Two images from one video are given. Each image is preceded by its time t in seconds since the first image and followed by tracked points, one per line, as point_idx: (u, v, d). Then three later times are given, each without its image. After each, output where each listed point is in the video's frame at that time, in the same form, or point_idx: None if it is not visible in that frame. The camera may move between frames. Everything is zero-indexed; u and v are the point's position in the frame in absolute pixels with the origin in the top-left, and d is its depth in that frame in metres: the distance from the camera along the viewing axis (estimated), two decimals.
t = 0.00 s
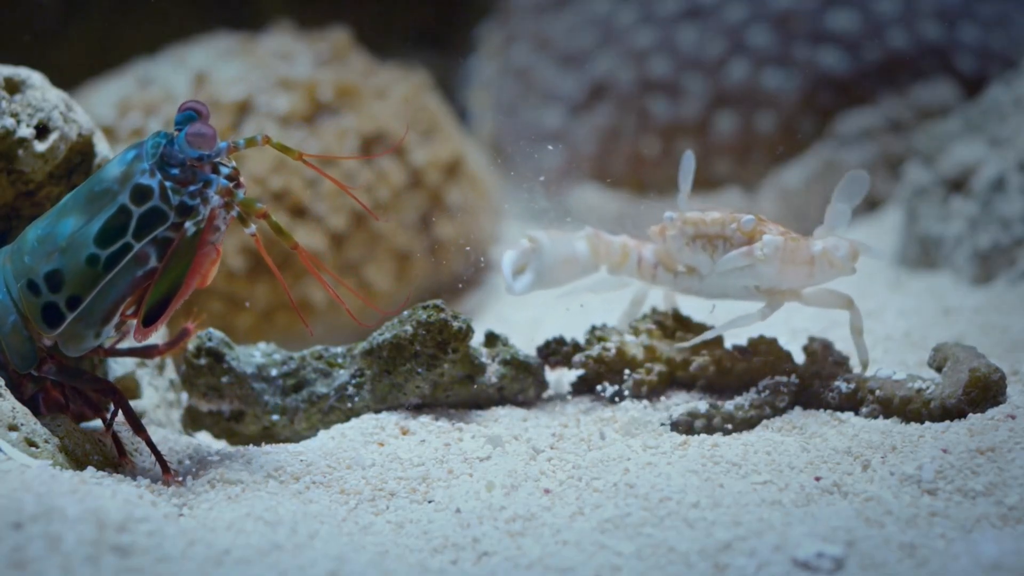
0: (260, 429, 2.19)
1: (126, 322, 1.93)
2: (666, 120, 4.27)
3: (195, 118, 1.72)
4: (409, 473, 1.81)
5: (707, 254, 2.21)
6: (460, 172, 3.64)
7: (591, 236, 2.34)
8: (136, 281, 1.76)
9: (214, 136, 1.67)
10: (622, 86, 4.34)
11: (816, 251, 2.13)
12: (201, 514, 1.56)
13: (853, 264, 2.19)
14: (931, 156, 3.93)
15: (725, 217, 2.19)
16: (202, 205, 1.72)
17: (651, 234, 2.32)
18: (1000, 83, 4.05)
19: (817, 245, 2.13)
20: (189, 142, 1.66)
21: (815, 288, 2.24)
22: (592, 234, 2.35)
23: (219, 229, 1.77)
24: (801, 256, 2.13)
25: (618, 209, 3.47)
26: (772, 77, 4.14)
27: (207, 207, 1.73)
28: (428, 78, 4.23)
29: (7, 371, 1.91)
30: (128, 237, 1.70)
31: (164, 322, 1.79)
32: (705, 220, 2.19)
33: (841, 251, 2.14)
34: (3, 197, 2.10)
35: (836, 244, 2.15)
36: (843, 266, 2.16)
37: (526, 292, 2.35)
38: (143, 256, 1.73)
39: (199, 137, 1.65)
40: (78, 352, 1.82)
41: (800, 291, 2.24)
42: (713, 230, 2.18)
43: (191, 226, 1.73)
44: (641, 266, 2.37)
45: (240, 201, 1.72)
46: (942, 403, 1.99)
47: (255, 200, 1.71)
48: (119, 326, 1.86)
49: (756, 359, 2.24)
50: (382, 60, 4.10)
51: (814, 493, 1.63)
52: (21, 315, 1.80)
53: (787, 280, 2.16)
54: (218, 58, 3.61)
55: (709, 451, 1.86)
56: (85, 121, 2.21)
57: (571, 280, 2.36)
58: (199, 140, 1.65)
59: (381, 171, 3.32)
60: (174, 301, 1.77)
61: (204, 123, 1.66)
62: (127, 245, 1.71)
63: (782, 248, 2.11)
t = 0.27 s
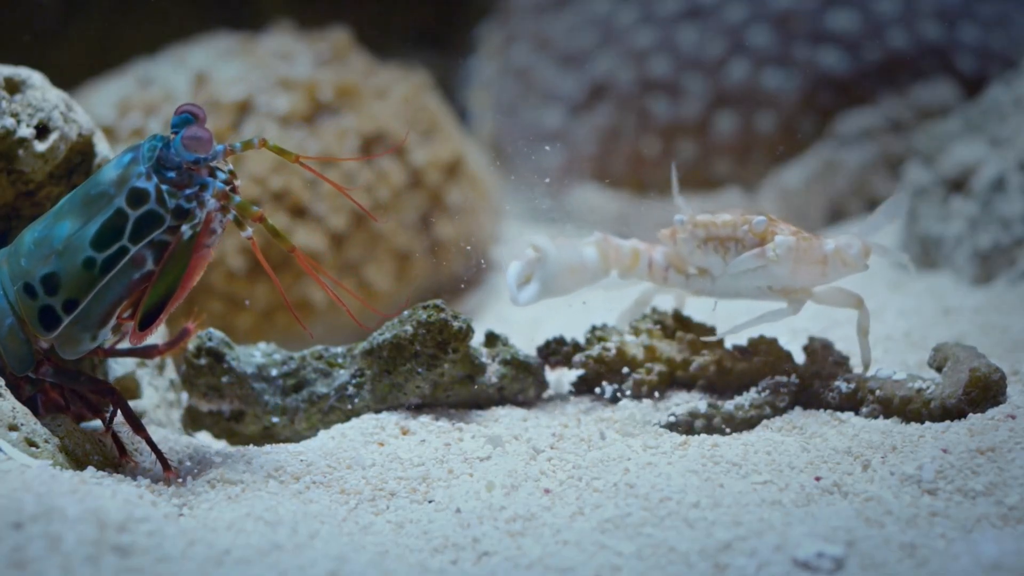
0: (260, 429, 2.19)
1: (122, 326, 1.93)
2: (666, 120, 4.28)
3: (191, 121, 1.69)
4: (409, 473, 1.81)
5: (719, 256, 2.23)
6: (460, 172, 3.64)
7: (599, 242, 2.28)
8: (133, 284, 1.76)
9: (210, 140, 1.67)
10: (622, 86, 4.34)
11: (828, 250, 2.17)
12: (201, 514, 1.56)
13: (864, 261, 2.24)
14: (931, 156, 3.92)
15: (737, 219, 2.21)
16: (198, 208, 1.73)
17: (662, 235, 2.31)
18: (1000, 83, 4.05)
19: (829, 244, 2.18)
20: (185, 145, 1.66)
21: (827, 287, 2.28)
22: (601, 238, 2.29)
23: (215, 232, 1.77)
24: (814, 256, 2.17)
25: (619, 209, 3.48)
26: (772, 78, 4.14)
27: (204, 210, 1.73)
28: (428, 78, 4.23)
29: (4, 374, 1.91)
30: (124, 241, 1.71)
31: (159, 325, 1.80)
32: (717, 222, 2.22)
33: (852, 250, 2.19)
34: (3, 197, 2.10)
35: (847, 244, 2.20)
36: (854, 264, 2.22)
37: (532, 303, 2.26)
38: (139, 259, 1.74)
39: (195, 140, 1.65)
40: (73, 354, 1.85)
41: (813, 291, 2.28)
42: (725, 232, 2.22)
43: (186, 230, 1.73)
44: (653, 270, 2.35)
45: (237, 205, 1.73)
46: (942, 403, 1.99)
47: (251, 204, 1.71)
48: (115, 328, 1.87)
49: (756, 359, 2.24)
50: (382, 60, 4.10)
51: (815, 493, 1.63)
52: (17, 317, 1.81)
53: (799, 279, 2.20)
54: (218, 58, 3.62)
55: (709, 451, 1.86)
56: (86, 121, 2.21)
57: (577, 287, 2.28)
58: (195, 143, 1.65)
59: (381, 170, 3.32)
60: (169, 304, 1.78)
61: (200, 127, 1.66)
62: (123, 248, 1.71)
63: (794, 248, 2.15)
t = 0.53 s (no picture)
0: (260, 429, 2.19)
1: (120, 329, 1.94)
2: (666, 120, 4.28)
3: (188, 123, 1.70)
4: (409, 473, 1.81)
5: (729, 258, 2.22)
6: (459, 172, 3.64)
7: (607, 245, 2.35)
8: (129, 287, 1.77)
9: (207, 142, 1.68)
10: (622, 86, 4.35)
11: (838, 250, 2.15)
12: (201, 514, 1.56)
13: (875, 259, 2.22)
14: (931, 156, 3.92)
15: (746, 221, 2.20)
16: (195, 211, 1.73)
17: (671, 236, 2.33)
18: (1000, 83, 4.05)
19: (839, 244, 2.16)
20: (183, 147, 1.67)
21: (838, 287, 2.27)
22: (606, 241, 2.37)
23: (212, 234, 1.76)
24: (824, 256, 2.15)
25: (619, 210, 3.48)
26: (772, 77, 4.13)
27: (200, 213, 1.73)
28: (428, 78, 4.23)
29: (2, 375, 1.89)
30: (121, 243, 1.71)
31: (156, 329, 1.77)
32: (726, 225, 2.21)
33: (863, 249, 2.16)
34: (3, 197, 2.10)
35: (858, 242, 2.17)
36: (865, 263, 2.19)
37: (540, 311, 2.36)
38: (136, 262, 1.74)
39: (193, 143, 1.66)
40: (71, 357, 1.85)
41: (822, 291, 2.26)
42: (735, 235, 2.19)
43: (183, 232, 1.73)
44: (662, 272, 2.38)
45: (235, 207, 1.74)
46: (942, 403, 1.99)
47: (248, 206, 1.73)
48: (113, 330, 1.88)
49: (755, 360, 2.25)
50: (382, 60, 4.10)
51: (815, 493, 1.63)
52: (14, 320, 1.81)
53: (810, 280, 2.18)
54: (218, 58, 3.62)
55: (709, 451, 1.86)
56: (86, 121, 2.21)
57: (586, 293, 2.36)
58: (192, 146, 1.66)
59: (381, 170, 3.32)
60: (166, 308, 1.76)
61: (197, 129, 1.67)
62: (120, 251, 1.72)
63: (805, 250, 2.13)
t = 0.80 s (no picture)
0: (260, 429, 2.19)
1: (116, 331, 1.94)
2: (666, 120, 4.28)
3: (183, 126, 1.71)
4: (409, 473, 1.81)
5: (740, 261, 2.21)
6: (459, 172, 3.63)
7: (615, 249, 2.37)
8: (126, 290, 1.77)
9: (202, 145, 1.66)
10: (622, 86, 4.35)
11: (849, 251, 2.12)
12: (202, 514, 1.56)
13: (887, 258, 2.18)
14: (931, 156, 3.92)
15: (756, 224, 2.18)
16: (191, 214, 1.73)
17: (684, 237, 2.32)
18: (1000, 83, 4.04)
19: (850, 245, 2.13)
20: (177, 150, 1.65)
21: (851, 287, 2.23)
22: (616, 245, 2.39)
23: (209, 237, 1.75)
24: (835, 258, 2.12)
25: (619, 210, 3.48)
26: (772, 77, 4.13)
27: (196, 216, 1.73)
28: (429, 78, 4.23)
29: None
30: (117, 247, 1.72)
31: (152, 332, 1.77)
32: (736, 227, 2.19)
33: (873, 250, 2.13)
34: (3, 197, 2.10)
35: (868, 242, 2.14)
36: (876, 262, 2.16)
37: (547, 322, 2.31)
38: (132, 265, 1.74)
39: (187, 146, 1.64)
40: (68, 360, 1.84)
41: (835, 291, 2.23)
42: (745, 237, 2.18)
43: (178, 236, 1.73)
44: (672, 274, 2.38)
45: (230, 210, 1.69)
46: (942, 403, 1.99)
47: (243, 210, 1.68)
48: (110, 333, 1.88)
49: (755, 360, 2.26)
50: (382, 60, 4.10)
51: (815, 493, 1.63)
52: (11, 323, 1.81)
53: (822, 281, 2.16)
54: (218, 58, 3.62)
55: (709, 451, 1.86)
56: (86, 121, 2.21)
57: (595, 298, 2.36)
58: (187, 149, 1.64)
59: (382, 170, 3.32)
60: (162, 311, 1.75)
61: (192, 132, 1.65)
62: (116, 254, 1.72)
63: (815, 252, 2.11)
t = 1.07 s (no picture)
0: (260, 429, 2.19)
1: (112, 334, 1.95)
2: (666, 120, 4.29)
3: (179, 129, 1.70)
4: (409, 473, 1.81)
5: (752, 261, 2.19)
6: (460, 172, 3.63)
7: (623, 253, 2.34)
8: (123, 293, 1.78)
9: (198, 148, 1.68)
10: (622, 86, 4.35)
11: (860, 256, 2.14)
12: (201, 514, 1.56)
13: (898, 263, 2.21)
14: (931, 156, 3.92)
15: (768, 225, 2.16)
16: (187, 217, 1.73)
17: (696, 236, 2.30)
18: (1000, 83, 4.04)
19: (861, 250, 2.15)
20: (174, 154, 1.67)
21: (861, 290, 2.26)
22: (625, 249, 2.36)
23: (205, 240, 1.75)
24: (846, 262, 2.14)
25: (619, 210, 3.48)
26: (772, 78, 4.13)
27: (192, 219, 1.73)
28: (429, 78, 4.23)
29: None
30: (114, 250, 1.72)
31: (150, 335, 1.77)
32: (749, 228, 2.17)
33: (884, 255, 2.17)
34: (4, 197, 2.09)
35: (879, 247, 2.17)
36: (886, 268, 2.19)
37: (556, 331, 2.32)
38: (129, 268, 1.75)
39: (184, 149, 1.65)
40: (65, 363, 1.84)
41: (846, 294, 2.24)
42: (757, 238, 2.16)
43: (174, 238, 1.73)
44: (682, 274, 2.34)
45: (226, 213, 1.69)
46: (942, 403, 1.99)
47: (240, 212, 1.69)
48: (107, 336, 1.88)
49: (754, 360, 2.26)
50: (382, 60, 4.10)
51: (815, 493, 1.63)
52: (9, 326, 1.82)
53: (833, 284, 2.18)
54: (219, 58, 3.62)
55: (709, 451, 1.86)
56: (86, 121, 2.21)
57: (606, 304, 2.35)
58: (183, 152, 1.66)
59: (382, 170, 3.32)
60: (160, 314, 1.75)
61: (189, 135, 1.67)
62: (113, 257, 1.72)
63: (826, 256, 2.12)
